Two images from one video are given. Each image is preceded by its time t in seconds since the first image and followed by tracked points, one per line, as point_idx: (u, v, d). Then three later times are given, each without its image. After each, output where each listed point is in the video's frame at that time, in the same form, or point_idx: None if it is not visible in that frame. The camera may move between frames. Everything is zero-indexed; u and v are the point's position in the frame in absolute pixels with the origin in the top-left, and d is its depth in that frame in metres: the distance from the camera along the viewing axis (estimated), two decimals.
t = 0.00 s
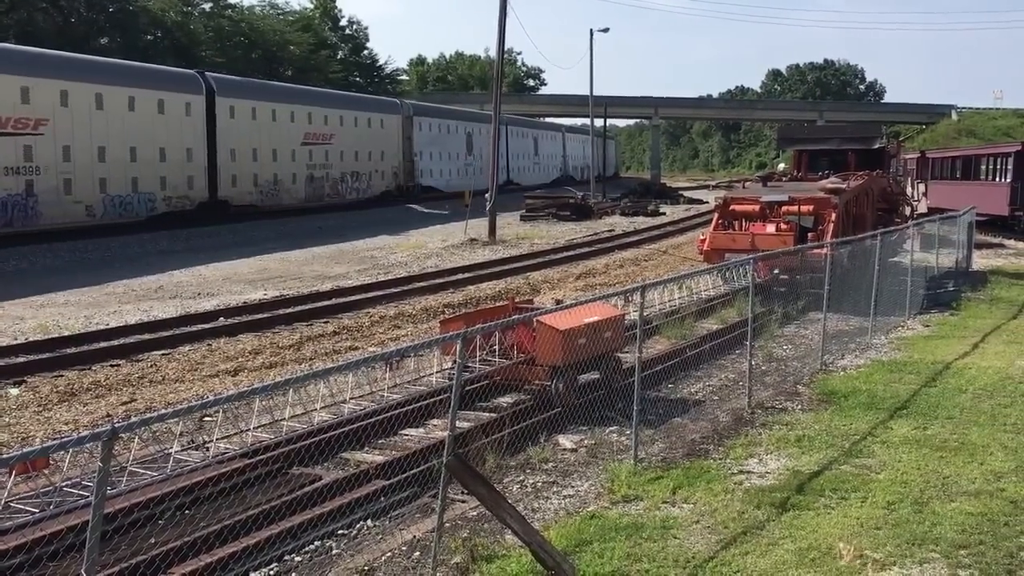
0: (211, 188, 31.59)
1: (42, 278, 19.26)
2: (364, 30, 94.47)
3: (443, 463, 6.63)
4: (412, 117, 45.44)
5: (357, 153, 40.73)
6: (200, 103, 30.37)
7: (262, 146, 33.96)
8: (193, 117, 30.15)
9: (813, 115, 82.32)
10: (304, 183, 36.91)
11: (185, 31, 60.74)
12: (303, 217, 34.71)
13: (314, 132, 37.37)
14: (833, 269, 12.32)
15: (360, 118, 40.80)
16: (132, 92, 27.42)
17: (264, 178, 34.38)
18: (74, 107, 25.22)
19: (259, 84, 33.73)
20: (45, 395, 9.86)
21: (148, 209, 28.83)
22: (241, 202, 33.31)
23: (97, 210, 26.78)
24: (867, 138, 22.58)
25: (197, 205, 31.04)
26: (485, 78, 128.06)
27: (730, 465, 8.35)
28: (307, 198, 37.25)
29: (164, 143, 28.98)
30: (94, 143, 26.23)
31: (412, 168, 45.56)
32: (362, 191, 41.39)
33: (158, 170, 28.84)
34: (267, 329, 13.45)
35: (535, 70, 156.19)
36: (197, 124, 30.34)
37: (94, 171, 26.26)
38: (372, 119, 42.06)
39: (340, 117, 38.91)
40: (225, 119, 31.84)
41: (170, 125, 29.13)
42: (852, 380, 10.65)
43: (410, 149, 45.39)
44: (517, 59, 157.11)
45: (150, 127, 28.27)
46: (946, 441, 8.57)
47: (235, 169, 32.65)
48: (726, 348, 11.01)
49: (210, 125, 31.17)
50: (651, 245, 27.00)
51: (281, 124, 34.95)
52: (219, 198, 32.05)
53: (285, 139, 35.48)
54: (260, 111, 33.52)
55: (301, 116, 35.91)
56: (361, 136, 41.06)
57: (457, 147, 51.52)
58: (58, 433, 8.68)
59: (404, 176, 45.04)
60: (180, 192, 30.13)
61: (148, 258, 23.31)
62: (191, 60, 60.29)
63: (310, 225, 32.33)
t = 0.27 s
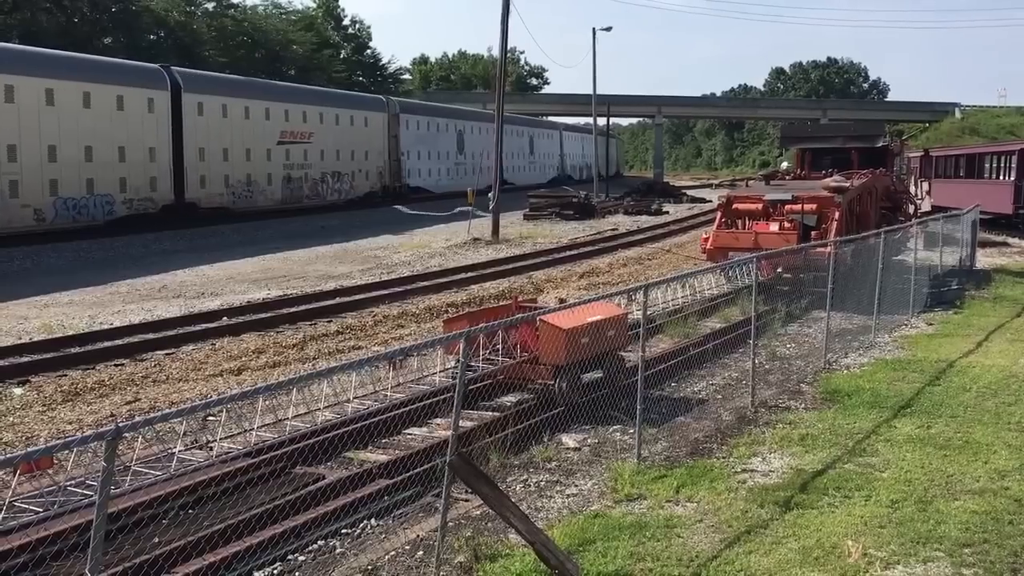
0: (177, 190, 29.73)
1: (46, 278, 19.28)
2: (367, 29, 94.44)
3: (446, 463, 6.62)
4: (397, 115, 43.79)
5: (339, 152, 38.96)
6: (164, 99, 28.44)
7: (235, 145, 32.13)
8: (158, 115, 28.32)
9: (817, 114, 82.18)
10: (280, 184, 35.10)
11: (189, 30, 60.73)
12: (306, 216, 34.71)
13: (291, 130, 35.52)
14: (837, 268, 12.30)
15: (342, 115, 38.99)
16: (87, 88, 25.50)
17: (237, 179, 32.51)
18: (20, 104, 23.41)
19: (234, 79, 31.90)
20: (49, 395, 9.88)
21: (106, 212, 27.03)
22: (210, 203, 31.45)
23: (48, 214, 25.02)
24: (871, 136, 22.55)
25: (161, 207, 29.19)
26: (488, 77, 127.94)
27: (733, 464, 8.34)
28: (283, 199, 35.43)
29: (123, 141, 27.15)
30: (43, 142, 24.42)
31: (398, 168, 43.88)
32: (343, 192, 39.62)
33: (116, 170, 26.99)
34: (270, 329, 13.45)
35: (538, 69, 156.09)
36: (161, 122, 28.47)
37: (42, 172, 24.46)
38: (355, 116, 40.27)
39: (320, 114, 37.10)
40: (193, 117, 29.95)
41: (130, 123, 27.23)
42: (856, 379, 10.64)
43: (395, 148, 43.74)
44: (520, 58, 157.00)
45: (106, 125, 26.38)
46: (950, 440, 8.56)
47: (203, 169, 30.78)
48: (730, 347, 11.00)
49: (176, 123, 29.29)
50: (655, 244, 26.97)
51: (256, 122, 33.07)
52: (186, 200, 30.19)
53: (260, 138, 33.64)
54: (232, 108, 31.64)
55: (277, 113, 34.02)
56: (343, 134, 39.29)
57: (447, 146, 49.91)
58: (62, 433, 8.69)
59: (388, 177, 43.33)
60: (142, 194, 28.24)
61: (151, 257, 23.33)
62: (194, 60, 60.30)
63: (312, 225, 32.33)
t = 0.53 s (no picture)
0: (138, 193, 27.95)
1: (49, 277, 19.30)
2: (370, 28, 94.43)
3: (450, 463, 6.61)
4: (383, 113, 42.18)
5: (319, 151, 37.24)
6: (122, 95, 26.60)
7: (203, 144, 30.36)
8: (116, 113, 26.50)
9: (820, 112, 82.07)
10: (253, 185, 33.34)
11: (192, 30, 60.77)
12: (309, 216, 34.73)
13: (266, 128, 33.76)
14: (840, 267, 12.29)
15: (322, 113, 37.19)
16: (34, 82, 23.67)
17: (205, 180, 30.69)
18: None
19: (201, 74, 30.13)
20: (53, 395, 9.89)
21: (57, 216, 25.21)
22: (175, 206, 29.59)
23: None
24: (875, 136, 22.51)
25: (120, 212, 27.37)
26: (491, 77, 127.91)
27: (736, 463, 8.34)
28: (257, 201, 33.68)
29: (76, 140, 25.34)
30: None
31: (383, 168, 42.18)
32: (323, 193, 37.88)
33: (67, 171, 25.15)
34: (274, 329, 13.46)
35: (541, 69, 156.11)
36: (119, 120, 26.61)
37: None
38: (337, 114, 38.49)
39: (297, 112, 35.32)
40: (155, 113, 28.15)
41: (83, 120, 25.38)
42: (859, 378, 10.63)
43: (381, 147, 42.14)
44: (523, 58, 157.01)
45: (56, 122, 24.56)
46: (954, 439, 8.55)
47: (167, 170, 28.98)
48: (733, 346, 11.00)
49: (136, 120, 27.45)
50: (658, 243, 26.95)
51: (225, 120, 31.26)
52: (148, 202, 28.38)
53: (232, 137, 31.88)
54: (199, 105, 29.89)
55: (250, 110, 32.23)
56: (324, 133, 37.58)
57: (437, 146, 48.35)
58: (66, 432, 8.70)
59: (373, 177, 41.74)
60: (98, 196, 26.40)
61: (154, 257, 23.35)
62: (197, 59, 60.35)
63: (314, 225, 32.35)
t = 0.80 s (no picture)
0: (93, 196, 26.29)
1: (51, 277, 19.31)
2: (371, 28, 94.42)
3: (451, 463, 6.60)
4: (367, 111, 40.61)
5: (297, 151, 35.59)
6: (72, 90, 24.92)
7: (166, 143, 28.73)
8: (66, 110, 24.86)
9: (822, 113, 82.01)
10: (222, 186, 31.63)
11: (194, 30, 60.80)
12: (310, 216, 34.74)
13: (238, 126, 32.07)
14: (842, 267, 12.28)
15: (299, 111, 35.43)
16: None
17: (167, 182, 29.04)
18: None
19: (163, 69, 28.46)
20: (55, 394, 9.89)
21: None
22: (134, 209, 27.92)
23: None
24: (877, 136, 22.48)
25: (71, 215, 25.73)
26: (492, 77, 127.92)
27: (738, 464, 8.33)
28: (226, 203, 31.97)
29: (21, 138, 23.70)
30: None
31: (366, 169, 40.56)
32: (301, 195, 36.23)
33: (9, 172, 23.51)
34: (275, 328, 13.45)
35: (542, 69, 156.10)
36: (69, 118, 24.97)
37: None
38: (315, 111, 36.71)
39: (272, 109, 33.61)
40: (111, 111, 26.49)
41: (29, 117, 23.73)
42: (860, 379, 10.63)
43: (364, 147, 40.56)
44: (524, 58, 156.97)
45: None
46: (956, 439, 8.55)
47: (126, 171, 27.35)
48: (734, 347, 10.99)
49: (88, 118, 25.78)
50: (659, 244, 26.93)
51: (191, 118, 29.61)
52: (104, 205, 26.74)
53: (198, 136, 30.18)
54: (161, 102, 28.26)
55: (218, 108, 30.58)
56: (303, 132, 35.89)
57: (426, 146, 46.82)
58: (67, 432, 8.69)
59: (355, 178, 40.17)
60: (46, 199, 24.78)
61: (155, 257, 23.36)
62: (199, 59, 60.38)
63: (316, 225, 32.36)
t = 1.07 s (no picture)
0: (40, 199, 24.69)
1: (53, 278, 19.34)
2: (372, 29, 94.47)
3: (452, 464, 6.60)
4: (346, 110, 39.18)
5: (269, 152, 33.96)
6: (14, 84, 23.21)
7: (121, 143, 27.11)
8: (8, 106, 23.16)
9: (823, 114, 82.01)
10: (186, 189, 29.99)
11: (195, 31, 60.87)
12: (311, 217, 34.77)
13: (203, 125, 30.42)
14: (843, 268, 12.29)
15: (272, 109, 33.80)
16: None
17: (124, 184, 27.44)
18: None
19: (118, 64, 26.84)
20: (56, 395, 9.90)
21: None
22: (85, 213, 26.29)
23: None
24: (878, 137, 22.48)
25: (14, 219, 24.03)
26: (493, 78, 127.94)
27: (739, 465, 8.34)
28: (190, 206, 30.33)
29: None
30: None
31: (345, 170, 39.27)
32: (273, 197, 34.60)
33: None
34: (276, 329, 13.47)
35: (543, 70, 156.16)
36: (12, 114, 23.28)
37: None
38: (290, 110, 35.15)
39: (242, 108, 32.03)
40: (59, 108, 24.82)
41: None
42: (861, 379, 10.64)
43: (342, 147, 39.10)
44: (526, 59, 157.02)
45: None
46: (956, 440, 8.55)
47: (76, 172, 25.68)
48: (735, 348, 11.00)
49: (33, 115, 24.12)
50: (659, 244, 26.95)
51: (150, 116, 27.99)
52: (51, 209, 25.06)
53: (159, 135, 28.60)
54: (115, 99, 26.61)
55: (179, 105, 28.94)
56: (275, 131, 34.22)
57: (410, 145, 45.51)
58: (68, 432, 8.70)
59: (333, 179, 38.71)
60: None
61: (156, 257, 23.39)
62: (201, 60, 60.44)
63: (317, 225, 32.38)
